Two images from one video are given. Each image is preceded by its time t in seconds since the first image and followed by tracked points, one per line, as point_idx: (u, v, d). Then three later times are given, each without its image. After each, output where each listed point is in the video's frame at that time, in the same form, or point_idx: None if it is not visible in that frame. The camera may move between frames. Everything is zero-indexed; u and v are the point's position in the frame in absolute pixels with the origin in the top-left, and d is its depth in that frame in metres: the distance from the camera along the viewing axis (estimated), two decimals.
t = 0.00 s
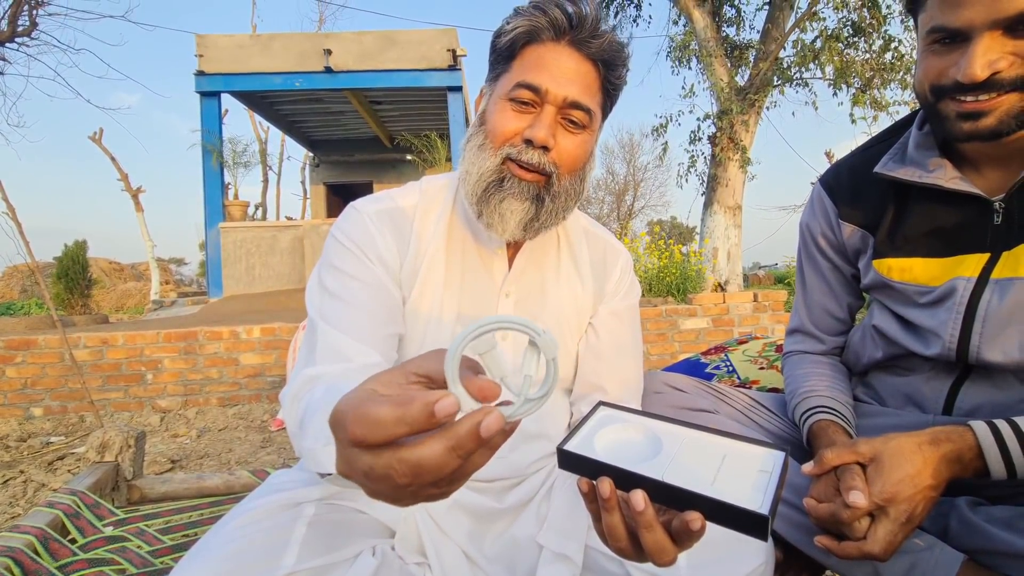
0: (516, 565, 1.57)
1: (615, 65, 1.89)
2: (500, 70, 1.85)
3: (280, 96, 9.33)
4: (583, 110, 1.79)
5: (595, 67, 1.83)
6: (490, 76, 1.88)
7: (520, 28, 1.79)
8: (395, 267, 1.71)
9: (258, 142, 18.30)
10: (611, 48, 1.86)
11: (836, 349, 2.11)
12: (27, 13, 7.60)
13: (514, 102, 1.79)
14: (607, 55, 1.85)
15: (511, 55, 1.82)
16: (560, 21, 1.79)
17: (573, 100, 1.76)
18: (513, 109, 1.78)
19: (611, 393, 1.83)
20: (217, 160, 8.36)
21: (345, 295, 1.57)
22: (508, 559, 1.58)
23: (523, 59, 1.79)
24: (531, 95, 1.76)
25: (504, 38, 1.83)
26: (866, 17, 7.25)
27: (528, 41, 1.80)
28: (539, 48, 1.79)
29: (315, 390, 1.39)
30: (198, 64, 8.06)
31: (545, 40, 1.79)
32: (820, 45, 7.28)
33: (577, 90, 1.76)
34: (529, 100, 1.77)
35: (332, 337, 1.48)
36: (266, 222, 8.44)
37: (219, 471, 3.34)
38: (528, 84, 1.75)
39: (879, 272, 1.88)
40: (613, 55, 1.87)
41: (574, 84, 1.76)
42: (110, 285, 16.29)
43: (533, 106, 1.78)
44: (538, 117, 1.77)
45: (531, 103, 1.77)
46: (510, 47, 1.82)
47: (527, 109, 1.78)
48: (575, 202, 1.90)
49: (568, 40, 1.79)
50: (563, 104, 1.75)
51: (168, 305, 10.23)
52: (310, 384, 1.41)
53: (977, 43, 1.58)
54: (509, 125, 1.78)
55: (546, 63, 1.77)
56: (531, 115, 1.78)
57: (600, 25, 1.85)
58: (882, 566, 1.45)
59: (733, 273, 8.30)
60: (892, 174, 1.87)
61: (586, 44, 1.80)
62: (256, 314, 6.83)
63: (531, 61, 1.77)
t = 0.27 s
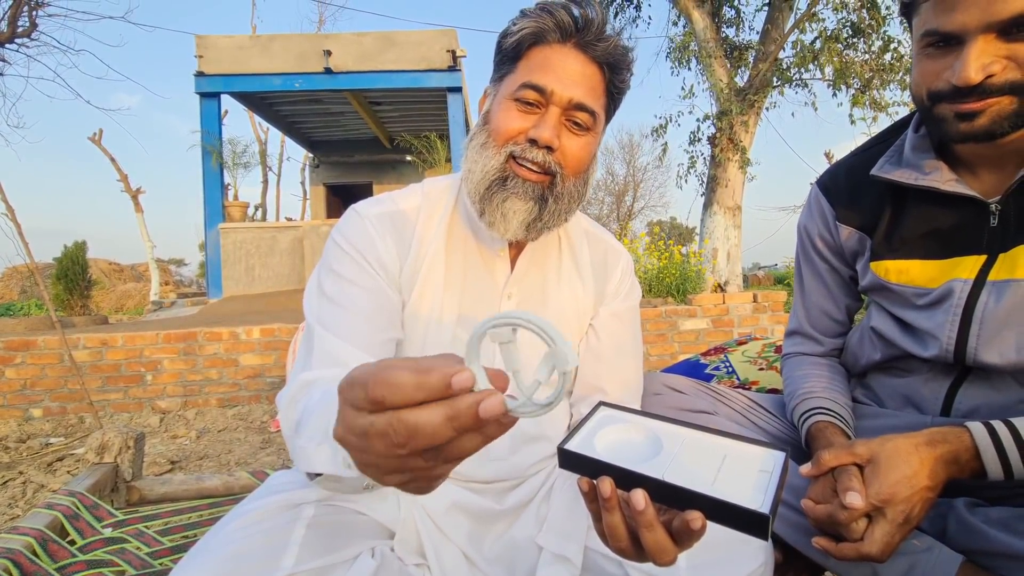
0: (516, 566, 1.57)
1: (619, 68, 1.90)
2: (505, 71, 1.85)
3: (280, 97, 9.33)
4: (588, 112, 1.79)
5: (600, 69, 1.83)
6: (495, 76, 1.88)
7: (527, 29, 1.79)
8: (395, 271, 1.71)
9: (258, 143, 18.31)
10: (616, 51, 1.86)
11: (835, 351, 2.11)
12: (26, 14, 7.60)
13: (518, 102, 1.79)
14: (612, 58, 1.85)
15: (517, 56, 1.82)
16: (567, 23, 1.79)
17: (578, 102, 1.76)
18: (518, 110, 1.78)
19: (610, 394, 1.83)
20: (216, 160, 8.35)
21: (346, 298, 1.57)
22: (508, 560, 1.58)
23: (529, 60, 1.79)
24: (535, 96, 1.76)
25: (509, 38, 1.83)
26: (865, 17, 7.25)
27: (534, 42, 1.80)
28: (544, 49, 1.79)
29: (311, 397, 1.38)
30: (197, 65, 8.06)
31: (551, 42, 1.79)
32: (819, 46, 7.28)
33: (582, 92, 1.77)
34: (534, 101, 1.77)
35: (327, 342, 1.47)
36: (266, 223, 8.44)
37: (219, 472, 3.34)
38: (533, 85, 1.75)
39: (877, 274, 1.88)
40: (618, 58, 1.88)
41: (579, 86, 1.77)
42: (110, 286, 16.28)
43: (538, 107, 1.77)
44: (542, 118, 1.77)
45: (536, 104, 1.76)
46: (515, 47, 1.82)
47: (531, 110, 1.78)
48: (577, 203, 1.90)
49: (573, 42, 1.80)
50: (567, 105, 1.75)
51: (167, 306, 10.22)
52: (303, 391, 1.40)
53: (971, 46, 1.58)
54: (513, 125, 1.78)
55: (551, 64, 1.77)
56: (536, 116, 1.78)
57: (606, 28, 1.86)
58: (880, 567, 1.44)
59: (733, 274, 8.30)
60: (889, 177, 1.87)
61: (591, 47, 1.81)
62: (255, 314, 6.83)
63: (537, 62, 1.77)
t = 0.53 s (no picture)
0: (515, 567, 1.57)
1: (621, 71, 1.90)
2: (508, 72, 1.85)
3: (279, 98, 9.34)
4: (590, 114, 1.79)
5: (602, 72, 1.84)
6: (497, 78, 1.88)
7: (530, 31, 1.79)
8: (393, 273, 1.71)
9: (258, 144, 18.31)
10: (618, 54, 1.87)
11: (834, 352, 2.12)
12: (25, 15, 7.60)
13: (521, 104, 1.79)
14: (615, 61, 1.86)
15: (520, 57, 1.82)
16: (570, 26, 1.80)
17: (580, 104, 1.76)
18: (520, 111, 1.79)
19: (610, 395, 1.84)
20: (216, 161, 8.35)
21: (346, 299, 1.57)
22: (508, 560, 1.58)
23: (532, 62, 1.79)
24: (538, 98, 1.76)
25: (513, 40, 1.83)
26: (864, 19, 7.26)
27: (537, 44, 1.80)
28: (547, 52, 1.80)
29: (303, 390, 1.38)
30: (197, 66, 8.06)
31: (555, 44, 1.80)
32: (818, 47, 7.29)
33: (585, 94, 1.77)
34: (537, 103, 1.77)
35: (322, 336, 1.47)
36: (266, 224, 8.44)
37: (218, 473, 3.34)
38: (535, 87, 1.75)
39: (875, 276, 1.89)
40: (620, 61, 1.88)
41: (582, 88, 1.77)
42: (110, 287, 16.28)
43: (540, 109, 1.78)
44: (545, 119, 1.77)
45: (539, 106, 1.77)
46: (519, 49, 1.82)
47: (534, 112, 1.78)
48: (578, 205, 1.90)
49: (576, 45, 1.80)
50: (570, 107, 1.76)
51: (167, 307, 10.22)
52: (299, 383, 1.40)
53: (966, 49, 1.58)
54: (516, 127, 1.78)
55: (554, 66, 1.77)
56: (539, 118, 1.78)
57: (608, 31, 1.86)
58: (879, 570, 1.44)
59: (732, 274, 8.31)
60: (886, 179, 1.87)
61: (594, 50, 1.81)
62: (254, 315, 6.82)
63: (540, 64, 1.77)
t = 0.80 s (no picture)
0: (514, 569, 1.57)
1: (620, 72, 1.90)
2: (506, 74, 1.85)
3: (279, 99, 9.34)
4: (589, 116, 1.79)
5: (601, 74, 1.83)
6: (496, 80, 1.88)
7: (529, 32, 1.79)
8: (391, 276, 1.71)
9: (257, 145, 18.31)
10: (617, 55, 1.86)
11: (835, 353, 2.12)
12: (25, 17, 7.60)
13: (520, 106, 1.78)
14: (614, 63, 1.86)
15: (518, 59, 1.82)
16: (569, 28, 1.80)
17: (579, 107, 1.76)
18: (519, 113, 1.78)
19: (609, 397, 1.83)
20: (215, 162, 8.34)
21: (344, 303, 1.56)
22: (507, 562, 1.58)
23: (530, 63, 1.79)
24: (537, 100, 1.75)
25: (511, 41, 1.83)
26: (863, 19, 7.27)
27: (535, 46, 1.80)
28: (546, 53, 1.79)
29: (297, 391, 1.38)
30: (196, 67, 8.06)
31: (553, 46, 1.80)
32: (817, 47, 7.30)
33: (583, 96, 1.77)
34: (535, 105, 1.76)
35: (319, 339, 1.47)
36: (265, 225, 8.43)
37: (217, 475, 3.34)
38: (534, 88, 1.75)
39: (875, 278, 1.89)
40: (619, 62, 1.88)
41: (580, 90, 1.77)
42: (109, 288, 16.27)
43: (539, 111, 1.77)
44: (544, 121, 1.77)
45: (538, 108, 1.76)
46: (517, 51, 1.82)
47: (533, 113, 1.78)
48: (577, 207, 1.90)
49: (574, 47, 1.80)
50: (569, 109, 1.75)
51: (166, 308, 10.21)
52: (294, 385, 1.40)
53: (966, 50, 1.58)
54: (514, 128, 1.78)
55: (553, 68, 1.77)
56: (537, 120, 1.78)
57: (607, 33, 1.86)
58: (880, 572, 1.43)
59: (732, 275, 8.31)
60: (886, 180, 1.87)
61: (593, 51, 1.81)
62: (253, 316, 6.82)
63: (539, 66, 1.77)
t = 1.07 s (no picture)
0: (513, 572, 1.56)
1: (618, 74, 1.90)
2: (505, 76, 1.85)
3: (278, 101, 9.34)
4: (587, 117, 1.79)
5: (599, 75, 1.83)
6: (494, 82, 1.88)
7: (527, 34, 1.79)
8: (390, 280, 1.70)
9: (256, 146, 18.32)
10: (616, 57, 1.86)
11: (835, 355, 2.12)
12: (24, 19, 7.60)
13: (517, 107, 1.78)
14: (612, 65, 1.86)
15: (517, 61, 1.82)
16: (566, 29, 1.80)
17: (577, 108, 1.76)
18: (516, 115, 1.78)
19: (609, 399, 1.83)
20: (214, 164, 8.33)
21: (343, 307, 1.56)
22: (507, 563, 1.58)
23: (528, 65, 1.79)
24: (535, 101, 1.75)
25: (510, 43, 1.83)
26: (861, 21, 7.28)
27: (534, 48, 1.80)
28: (544, 55, 1.79)
29: (302, 403, 1.37)
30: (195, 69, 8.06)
31: (551, 48, 1.80)
32: (815, 49, 7.30)
33: (581, 97, 1.77)
34: (533, 106, 1.76)
35: (321, 344, 1.46)
36: (264, 226, 8.43)
37: (217, 477, 3.33)
38: (532, 90, 1.74)
39: (875, 279, 1.89)
40: (617, 64, 1.88)
41: (578, 91, 1.77)
42: (108, 290, 16.26)
43: (537, 112, 1.77)
44: (542, 123, 1.77)
45: (535, 109, 1.76)
46: (515, 53, 1.82)
47: (531, 115, 1.78)
48: (575, 208, 1.90)
49: (572, 49, 1.80)
50: (567, 111, 1.75)
51: (165, 310, 10.19)
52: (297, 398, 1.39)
53: (965, 52, 1.58)
54: (512, 130, 1.78)
55: (551, 70, 1.77)
56: (535, 121, 1.78)
57: (605, 35, 1.86)
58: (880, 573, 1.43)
59: (731, 276, 8.30)
60: (885, 182, 1.87)
61: (591, 53, 1.81)
62: (253, 319, 6.81)
63: (537, 68, 1.77)
